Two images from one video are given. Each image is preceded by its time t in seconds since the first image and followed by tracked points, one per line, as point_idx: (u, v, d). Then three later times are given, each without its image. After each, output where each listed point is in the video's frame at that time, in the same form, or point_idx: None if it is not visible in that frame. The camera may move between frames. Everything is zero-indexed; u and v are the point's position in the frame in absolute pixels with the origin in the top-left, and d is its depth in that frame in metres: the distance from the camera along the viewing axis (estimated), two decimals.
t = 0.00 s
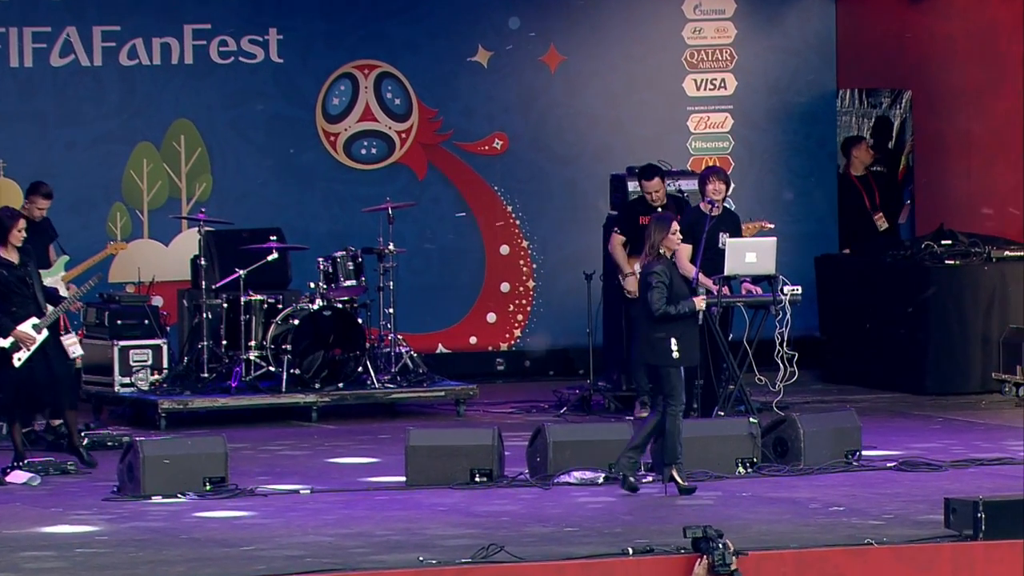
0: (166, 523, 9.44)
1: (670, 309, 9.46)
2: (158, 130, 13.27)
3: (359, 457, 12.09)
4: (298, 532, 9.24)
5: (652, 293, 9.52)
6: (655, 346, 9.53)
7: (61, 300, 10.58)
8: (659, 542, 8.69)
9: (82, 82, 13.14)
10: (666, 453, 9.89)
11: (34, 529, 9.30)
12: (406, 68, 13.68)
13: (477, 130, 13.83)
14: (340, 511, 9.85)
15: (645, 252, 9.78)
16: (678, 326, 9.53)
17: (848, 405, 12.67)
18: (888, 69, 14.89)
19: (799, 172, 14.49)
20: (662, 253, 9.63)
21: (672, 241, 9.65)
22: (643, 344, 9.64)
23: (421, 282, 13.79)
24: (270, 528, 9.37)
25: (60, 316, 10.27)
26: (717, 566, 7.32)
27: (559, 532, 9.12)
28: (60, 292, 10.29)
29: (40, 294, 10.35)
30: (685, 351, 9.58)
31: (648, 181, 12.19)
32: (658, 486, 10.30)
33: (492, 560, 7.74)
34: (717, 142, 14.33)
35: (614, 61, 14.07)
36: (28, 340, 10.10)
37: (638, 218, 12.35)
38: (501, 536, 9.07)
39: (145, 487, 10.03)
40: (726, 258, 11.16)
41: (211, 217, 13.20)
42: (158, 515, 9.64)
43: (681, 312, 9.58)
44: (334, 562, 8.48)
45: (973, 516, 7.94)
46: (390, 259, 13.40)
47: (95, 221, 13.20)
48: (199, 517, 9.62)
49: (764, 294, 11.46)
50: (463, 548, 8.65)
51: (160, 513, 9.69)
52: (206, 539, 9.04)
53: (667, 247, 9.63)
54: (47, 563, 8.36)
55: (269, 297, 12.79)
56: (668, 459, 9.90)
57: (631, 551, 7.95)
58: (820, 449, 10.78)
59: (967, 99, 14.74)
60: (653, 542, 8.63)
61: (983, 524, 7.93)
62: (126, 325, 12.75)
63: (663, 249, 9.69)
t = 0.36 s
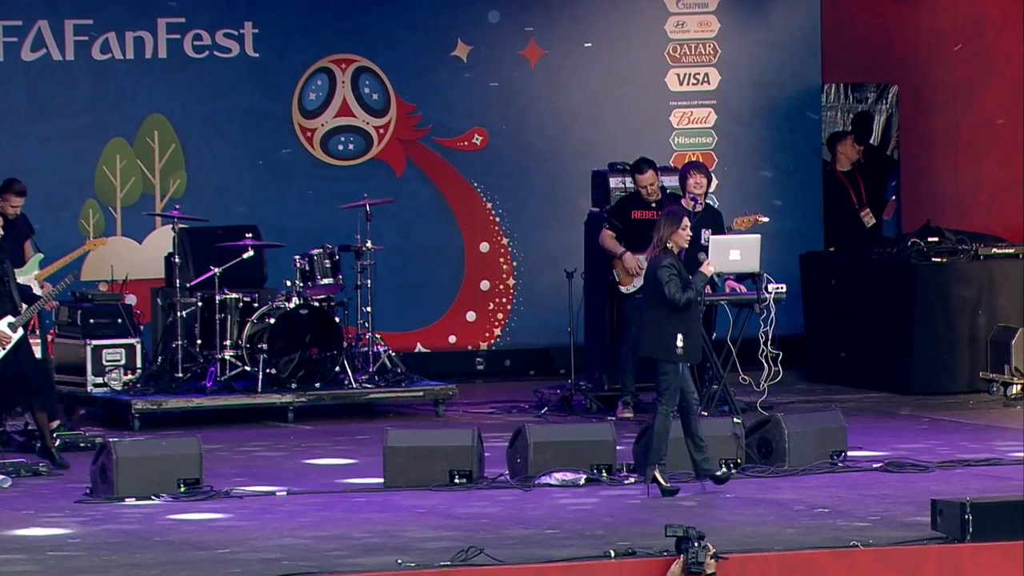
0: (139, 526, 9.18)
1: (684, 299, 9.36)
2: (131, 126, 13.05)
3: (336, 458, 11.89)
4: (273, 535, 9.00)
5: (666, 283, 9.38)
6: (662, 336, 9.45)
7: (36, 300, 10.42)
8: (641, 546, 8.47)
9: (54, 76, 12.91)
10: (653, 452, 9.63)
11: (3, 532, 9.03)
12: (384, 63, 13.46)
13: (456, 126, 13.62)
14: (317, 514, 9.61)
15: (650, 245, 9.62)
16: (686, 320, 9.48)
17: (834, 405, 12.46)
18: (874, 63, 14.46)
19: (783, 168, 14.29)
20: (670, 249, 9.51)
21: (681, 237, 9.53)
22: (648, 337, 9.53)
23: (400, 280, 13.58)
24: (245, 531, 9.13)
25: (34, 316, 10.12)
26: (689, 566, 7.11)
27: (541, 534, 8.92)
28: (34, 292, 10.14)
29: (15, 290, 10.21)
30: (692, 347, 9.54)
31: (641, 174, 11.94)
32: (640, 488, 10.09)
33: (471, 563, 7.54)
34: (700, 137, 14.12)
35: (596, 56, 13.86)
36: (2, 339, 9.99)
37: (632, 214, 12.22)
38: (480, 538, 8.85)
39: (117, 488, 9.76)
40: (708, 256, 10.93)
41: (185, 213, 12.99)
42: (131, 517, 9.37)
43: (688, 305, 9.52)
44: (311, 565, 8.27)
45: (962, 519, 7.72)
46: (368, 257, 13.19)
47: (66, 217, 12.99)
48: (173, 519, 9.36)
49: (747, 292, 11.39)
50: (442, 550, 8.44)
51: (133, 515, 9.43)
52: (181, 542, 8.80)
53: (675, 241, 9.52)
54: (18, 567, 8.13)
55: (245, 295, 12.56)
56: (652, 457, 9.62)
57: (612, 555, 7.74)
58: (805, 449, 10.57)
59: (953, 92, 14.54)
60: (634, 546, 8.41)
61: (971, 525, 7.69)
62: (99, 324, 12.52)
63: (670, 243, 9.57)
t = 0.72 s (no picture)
0: (111, 530, 8.86)
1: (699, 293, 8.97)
2: (103, 122, 12.80)
3: (313, 461, 11.65)
4: (249, 540, 8.72)
5: (681, 280, 9.00)
6: (677, 333, 9.08)
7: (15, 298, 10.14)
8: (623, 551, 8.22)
9: (24, 71, 12.65)
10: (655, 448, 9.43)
11: None
12: (361, 57, 13.23)
13: (435, 122, 13.37)
14: (293, 518, 9.31)
15: (665, 243, 9.24)
16: (703, 315, 9.09)
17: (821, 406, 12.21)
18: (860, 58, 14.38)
19: (769, 166, 14.01)
20: (684, 246, 9.14)
21: (696, 234, 9.16)
22: (664, 334, 9.17)
23: (377, 279, 13.33)
24: (220, 535, 8.82)
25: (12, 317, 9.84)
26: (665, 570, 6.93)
27: (522, 538, 8.68)
28: (11, 290, 9.83)
29: None
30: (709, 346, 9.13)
31: (632, 170, 11.86)
32: (622, 491, 9.83)
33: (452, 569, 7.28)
34: (683, 134, 13.86)
35: (578, 51, 13.62)
36: None
37: (619, 211, 12.09)
38: (460, 543, 8.60)
39: (88, 494, 9.43)
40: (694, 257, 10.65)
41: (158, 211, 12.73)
42: (103, 522, 9.05)
43: (707, 299, 9.11)
44: (286, 570, 8.00)
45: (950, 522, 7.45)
46: (344, 256, 12.93)
47: (36, 215, 12.72)
48: (146, 523, 9.05)
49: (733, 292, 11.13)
50: (420, 555, 8.18)
51: (105, 520, 9.10)
52: (154, 546, 8.50)
53: (691, 239, 9.15)
54: None
55: (219, 295, 12.34)
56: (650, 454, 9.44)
57: (595, 560, 7.48)
58: (791, 452, 10.33)
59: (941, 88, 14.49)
60: (616, 551, 8.15)
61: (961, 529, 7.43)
62: (71, 324, 12.32)
63: (684, 241, 9.19)
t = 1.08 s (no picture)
0: (79, 535, 8.49)
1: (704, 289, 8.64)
2: (72, 118, 12.55)
3: (285, 464, 11.39)
4: (221, 545, 8.39)
5: (686, 274, 8.69)
6: (681, 329, 8.76)
7: None
8: (604, 556, 7.96)
9: None
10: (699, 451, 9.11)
11: None
12: (335, 52, 12.98)
13: (411, 118, 13.13)
14: (266, 522, 8.99)
15: (672, 237, 8.96)
16: (708, 312, 8.76)
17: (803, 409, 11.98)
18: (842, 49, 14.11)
19: (750, 163, 13.83)
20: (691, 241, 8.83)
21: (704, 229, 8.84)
22: (666, 330, 8.85)
23: (352, 279, 13.09)
24: (190, 540, 8.48)
25: None
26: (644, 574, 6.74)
27: (499, 542, 8.44)
28: None
29: None
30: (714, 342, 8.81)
31: (614, 165, 11.68)
32: (602, 494, 9.56)
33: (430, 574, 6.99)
34: (664, 131, 13.65)
35: (556, 46, 13.40)
36: None
37: (599, 208, 11.83)
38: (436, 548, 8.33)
39: (56, 496, 9.06)
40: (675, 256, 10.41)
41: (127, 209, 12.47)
42: (71, 527, 8.67)
43: (713, 295, 8.79)
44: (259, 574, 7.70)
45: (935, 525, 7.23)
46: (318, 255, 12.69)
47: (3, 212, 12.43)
48: (115, 528, 8.69)
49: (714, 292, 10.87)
50: (395, 560, 7.91)
51: (73, 524, 8.72)
52: (124, 551, 8.17)
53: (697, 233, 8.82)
54: None
55: (190, 294, 12.05)
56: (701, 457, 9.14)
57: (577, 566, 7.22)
58: (774, 455, 10.07)
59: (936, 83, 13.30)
60: (597, 557, 7.87)
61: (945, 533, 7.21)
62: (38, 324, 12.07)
63: (692, 236, 8.88)
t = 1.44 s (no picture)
0: (47, 539, 8.19)
1: (720, 293, 8.25)
2: (39, 113, 12.33)
3: (257, 466, 11.14)
4: (192, 549, 8.10)
5: (701, 279, 8.29)
6: (694, 334, 8.36)
7: None
8: (583, 561, 7.72)
9: None
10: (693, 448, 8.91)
11: None
12: (309, 46, 12.77)
13: (386, 113, 12.92)
14: (238, 526, 8.72)
15: (682, 240, 8.54)
16: (723, 316, 8.36)
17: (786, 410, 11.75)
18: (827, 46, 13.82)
19: (733, 160, 13.66)
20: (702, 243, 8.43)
21: (714, 229, 8.45)
22: (680, 336, 8.42)
23: (325, 277, 12.87)
24: (161, 544, 8.19)
25: None
26: None
27: (476, 546, 8.18)
28: None
29: None
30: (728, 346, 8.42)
31: (593, 163, 11.48)
32: (581, 497, 9.31)
33: None
34: (645, 126, 13.48)
35: (535, 39, 13.18)
36: None
37: (577, 206, 11.62)
38: (411, 552, 8.07)
39: (25, 499, 8.74)
40: (655, 252, 10.20)
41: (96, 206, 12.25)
42: (38, 530, 8.36)
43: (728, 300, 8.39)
44: None
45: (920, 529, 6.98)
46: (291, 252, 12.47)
47: None
48: (84, 532, 8.37)
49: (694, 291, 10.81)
50: (369, 564, 7.65)
51: (41, 528, 8.41)
52: (91, 556, 7.88)
53: (709, 234, 8.41)
54: None
55: (161, 293, 11.84)
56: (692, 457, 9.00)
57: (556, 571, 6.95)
58: (756, 457, 9.85)
59: (921, 76, 12.91)
60: (575, 562, 7.63)
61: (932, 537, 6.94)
62: (5, 324, 11.89)
63: (703, 238, 8.49)
